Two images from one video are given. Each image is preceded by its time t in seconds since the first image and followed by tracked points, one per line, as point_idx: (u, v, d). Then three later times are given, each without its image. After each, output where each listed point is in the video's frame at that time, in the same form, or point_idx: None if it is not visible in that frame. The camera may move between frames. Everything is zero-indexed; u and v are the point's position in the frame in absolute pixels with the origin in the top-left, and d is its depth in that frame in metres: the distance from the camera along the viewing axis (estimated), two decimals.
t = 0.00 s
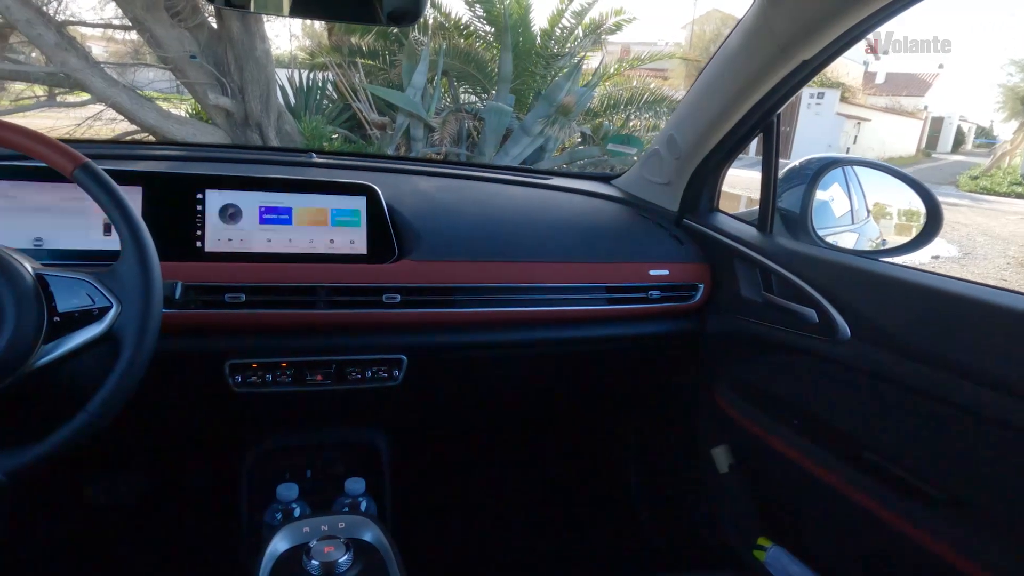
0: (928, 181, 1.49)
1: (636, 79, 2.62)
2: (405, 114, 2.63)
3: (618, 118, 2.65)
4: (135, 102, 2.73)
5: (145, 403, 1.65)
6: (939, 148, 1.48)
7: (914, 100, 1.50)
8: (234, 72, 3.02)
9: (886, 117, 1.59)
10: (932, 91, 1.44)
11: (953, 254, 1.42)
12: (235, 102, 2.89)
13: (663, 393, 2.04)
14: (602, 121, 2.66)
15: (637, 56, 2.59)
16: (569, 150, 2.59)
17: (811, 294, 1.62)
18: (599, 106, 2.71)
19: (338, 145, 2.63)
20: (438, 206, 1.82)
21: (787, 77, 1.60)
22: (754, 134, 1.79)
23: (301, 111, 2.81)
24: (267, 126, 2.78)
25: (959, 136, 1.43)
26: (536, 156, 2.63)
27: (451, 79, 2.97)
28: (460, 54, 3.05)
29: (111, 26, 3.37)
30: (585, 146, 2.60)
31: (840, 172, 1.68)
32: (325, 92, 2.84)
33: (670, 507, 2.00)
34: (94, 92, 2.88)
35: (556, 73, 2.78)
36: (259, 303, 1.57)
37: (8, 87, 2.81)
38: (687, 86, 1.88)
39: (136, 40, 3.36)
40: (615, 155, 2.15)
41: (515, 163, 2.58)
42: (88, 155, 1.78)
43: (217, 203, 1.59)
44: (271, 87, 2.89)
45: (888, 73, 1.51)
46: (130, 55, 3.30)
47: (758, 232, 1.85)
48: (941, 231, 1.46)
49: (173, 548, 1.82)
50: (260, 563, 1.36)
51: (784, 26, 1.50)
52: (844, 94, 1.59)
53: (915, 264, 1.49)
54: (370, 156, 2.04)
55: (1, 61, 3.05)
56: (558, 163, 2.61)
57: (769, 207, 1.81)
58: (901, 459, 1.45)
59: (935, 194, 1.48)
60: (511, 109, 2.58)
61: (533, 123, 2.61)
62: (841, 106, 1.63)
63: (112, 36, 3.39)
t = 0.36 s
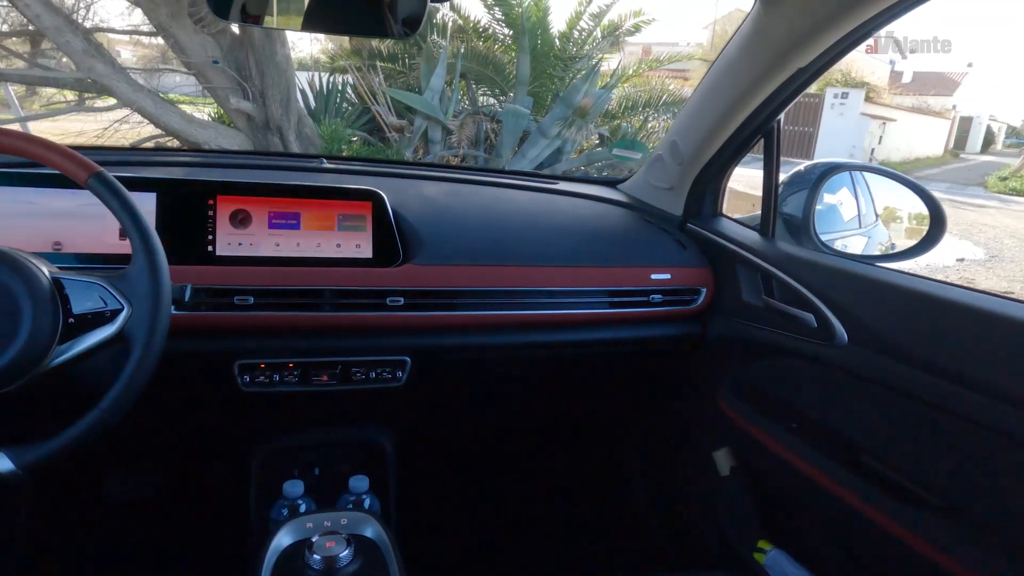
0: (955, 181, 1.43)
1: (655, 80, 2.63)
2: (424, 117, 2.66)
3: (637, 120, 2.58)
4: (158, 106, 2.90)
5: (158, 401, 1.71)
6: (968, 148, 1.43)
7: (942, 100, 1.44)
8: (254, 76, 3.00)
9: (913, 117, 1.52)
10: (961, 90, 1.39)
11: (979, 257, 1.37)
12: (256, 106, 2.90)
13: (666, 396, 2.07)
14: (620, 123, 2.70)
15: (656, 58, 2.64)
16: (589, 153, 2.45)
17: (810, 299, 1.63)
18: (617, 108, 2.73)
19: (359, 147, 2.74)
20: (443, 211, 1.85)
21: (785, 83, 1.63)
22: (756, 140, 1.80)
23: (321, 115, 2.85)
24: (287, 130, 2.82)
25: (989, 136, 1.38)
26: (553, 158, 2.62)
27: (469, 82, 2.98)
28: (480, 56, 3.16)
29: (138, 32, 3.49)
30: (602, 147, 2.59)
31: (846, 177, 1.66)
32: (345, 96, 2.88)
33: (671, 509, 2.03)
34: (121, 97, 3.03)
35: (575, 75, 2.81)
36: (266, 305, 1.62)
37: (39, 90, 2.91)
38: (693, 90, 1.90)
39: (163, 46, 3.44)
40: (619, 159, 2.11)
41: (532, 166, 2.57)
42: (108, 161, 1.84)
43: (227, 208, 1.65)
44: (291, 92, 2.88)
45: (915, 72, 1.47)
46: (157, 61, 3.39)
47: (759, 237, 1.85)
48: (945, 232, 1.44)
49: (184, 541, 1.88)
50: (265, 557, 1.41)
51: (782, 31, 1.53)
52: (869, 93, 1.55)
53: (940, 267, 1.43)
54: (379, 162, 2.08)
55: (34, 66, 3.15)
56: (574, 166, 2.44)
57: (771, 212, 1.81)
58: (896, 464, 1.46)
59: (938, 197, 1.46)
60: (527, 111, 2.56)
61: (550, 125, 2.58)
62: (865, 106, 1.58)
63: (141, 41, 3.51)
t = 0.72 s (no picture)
0: (984, 181, 1.42)
1: (677, 81, 2.59)
2: (444, 119, 2.73)
3: (658, 121, 2.54)
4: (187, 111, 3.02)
5: (191, 394, 1.78)
6: (995, 148, 1.40)
7: (969, 98, 1.41)
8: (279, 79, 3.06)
9: (940, 117, 1.48)
10: (988, 88, 1.36)
11: (1006, 258, 1.36)
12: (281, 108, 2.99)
13: (681, 394, 2.10)
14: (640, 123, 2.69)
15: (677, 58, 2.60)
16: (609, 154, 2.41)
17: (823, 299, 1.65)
18: (637, 109, 2.72)
19: (380, 149, 2.75)
20: (463, 212, 1.90)
21: (798, 88, 1.66)
22: (771, 143, 1.83)
23: (343, 116, 2.91)
24: (310, 131, 2.92)
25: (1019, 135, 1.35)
26: (573, 159, 2.64)
27: (490, 82, 3.06)
28: (499, 59, 3.18)
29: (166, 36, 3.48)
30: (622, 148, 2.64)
31: (862, 178, 1.69)
32: (366, 98, 2.97)
33: (686, 505, 2.06)
34: (150, 100, 3.23)
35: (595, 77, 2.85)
36: (294, 303, 1.69)
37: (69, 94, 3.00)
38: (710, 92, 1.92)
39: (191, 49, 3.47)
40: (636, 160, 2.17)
41: (551, 166, 2.62)
42: (144, 164, 1.93)
43: (258, 210, 1.71)
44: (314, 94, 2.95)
45: (942, 69, 1.43)
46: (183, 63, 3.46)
47: (774, 238, 1.88)
48: (962, 233, 1.45)
49: (215, 529, 1.96)
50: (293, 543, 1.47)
51: (794, 37, 1.56)
52: (895, 93, 1.51)
53: (965, 269, 1.43)
54: (402, 164, 2.13)
55: (65, 70, 3.37)
56: (592, 167, 2.44)
57: (787, 213, 1.84)
58: (907, 461, 1.48)
59: (952, 197, 1.48)
60: (547, 112, 2.61)
61: (569, 126, 2.61)
62: (891, 105, 1.53)
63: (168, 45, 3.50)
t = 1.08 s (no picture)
0: (1012, 180, 1.43)
1: (695, 79, 2.49)
2: (463, 118, 2.77)
3: (676, 120, 2.53)
4: (211, 108, 3.12)
5: (218, 387, 1.82)
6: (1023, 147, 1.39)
7: (998, 97, 1.39)
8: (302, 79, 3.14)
9: (966, 114, 1.46)
10: (1017, 86, 1.34)
11: None
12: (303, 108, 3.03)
13: (702, 391, 2.11)
14: (660, 122, 2.66)
15: (696, 57, 2.50)
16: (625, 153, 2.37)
17: (847, 296, 1.65)
18: (656, 107, 2.69)
19: (399, 148, 2.71)
20: (485, 209, 1.92)
21: (821, 84, 1.66)
22: (793, 139, 1.83)
23: (363, 115, 2.93)
24: (331, 131, 2.89)
25: None
26: (592, 157, 2.68)
27: (508, 83, 3.02)
28: (518, 57, 3.15)
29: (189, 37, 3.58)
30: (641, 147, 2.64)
31: (886, 176, 1.67)
32: (386, 98, 2.94)
33: (706, 501, 2.07)
34: (176, 100, 3.27)
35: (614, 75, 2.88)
36: (321, 297, 1.73)
37: (96, 95, 3.06)
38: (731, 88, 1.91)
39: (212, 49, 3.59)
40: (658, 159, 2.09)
41: (571, 165, 2.66)
42: (174, 162, 1.97)
43: (285, 206, 1.75)
44: (336, 93, 2.96)
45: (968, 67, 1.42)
46: (206, 63, 3.56)
47: (797, 235, 1.89)
48: (987, 230, 1.45)
49: (242, 519, 2.01)
50: (320, 531, 1.51)
51: (817, 34, 1.56)
52: (919, 91, 1.52)
53: (991, 270, 1.42)
54: (424, 161, 2.15)
55: (93, 72, 3.39)
56: (610, 165, 2.39)
57: (809, 209, 1.85)
58: (929, 458, 1.48)
59: (978, 196, 1.48)
60: (566, 111, 2.62)
61: (588, 125, 2.66)
62: (915, 103, 1.53)
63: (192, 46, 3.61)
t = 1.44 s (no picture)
0: None
1: (713, 77, 2.62)
2: (479, 117, 2.73)
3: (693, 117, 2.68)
4: (228, 109, 3.07)
5: (233, 387, 1.82)
6: None
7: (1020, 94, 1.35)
8: (319, 78, 3.11)
9: (987, 112, 1.43)
10: None
11: None
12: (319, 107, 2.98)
13: (720, 394, 2.08)
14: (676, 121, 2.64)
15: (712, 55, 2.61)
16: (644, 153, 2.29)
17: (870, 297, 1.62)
18: (673, 106, 2.71)
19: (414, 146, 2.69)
20: (501, 209, 1.90)
21: (844, 83, 1.63)
22: (816, 138, 1.79)
23: (380, 115, 2.89)
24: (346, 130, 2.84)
25: None
26: (608, 156, 2.63)
27: (524, 81, 3.04)
28: (534, 56, 3.20)
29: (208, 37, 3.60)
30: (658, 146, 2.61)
31: (912, 175, 1.61)
32: (403, 97, 2.92)
33: (724, 507, 2.04)
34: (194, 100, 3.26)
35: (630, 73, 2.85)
36: (335, 297, 1.72)
37: (116, 95, 3.07)
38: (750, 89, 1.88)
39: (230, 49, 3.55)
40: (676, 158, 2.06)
41: (587, 164, 2.61)
42: (192, 162, 1.98)
43: (301, 205, 1.74)
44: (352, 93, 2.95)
45: (992, 64, 1.40)
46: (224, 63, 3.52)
47: (818, 235, 1.84)
48: (1016, 231, 1.41)
49: (259, 518, 2.02)
50: (333, 533, 1.50)
51: (843, 31, 1.53)
52: (941, 88, 1.50)
53: (1016, 271, 1.39)
54: (439, 160, 2.13)
55: (113, 72, 3.48)
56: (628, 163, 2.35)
57: (832, 210, 1.80)
58: (954, 465, 1.44)
59: (1008, 195, 1.42)
60: (582, 110, 2.58)
61: (604, 124, 2.59)
62: (937, 100, 1.51)
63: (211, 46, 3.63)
